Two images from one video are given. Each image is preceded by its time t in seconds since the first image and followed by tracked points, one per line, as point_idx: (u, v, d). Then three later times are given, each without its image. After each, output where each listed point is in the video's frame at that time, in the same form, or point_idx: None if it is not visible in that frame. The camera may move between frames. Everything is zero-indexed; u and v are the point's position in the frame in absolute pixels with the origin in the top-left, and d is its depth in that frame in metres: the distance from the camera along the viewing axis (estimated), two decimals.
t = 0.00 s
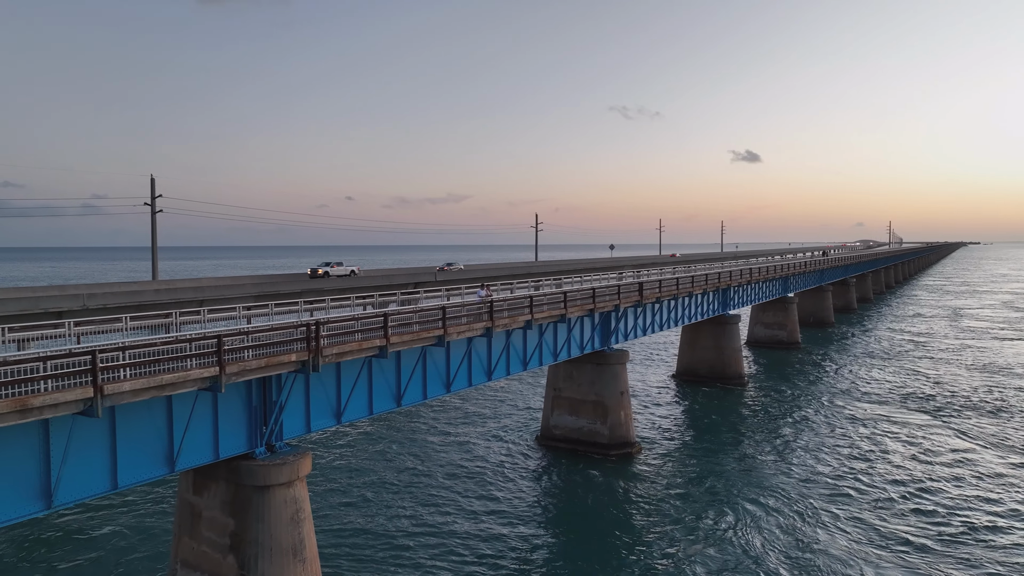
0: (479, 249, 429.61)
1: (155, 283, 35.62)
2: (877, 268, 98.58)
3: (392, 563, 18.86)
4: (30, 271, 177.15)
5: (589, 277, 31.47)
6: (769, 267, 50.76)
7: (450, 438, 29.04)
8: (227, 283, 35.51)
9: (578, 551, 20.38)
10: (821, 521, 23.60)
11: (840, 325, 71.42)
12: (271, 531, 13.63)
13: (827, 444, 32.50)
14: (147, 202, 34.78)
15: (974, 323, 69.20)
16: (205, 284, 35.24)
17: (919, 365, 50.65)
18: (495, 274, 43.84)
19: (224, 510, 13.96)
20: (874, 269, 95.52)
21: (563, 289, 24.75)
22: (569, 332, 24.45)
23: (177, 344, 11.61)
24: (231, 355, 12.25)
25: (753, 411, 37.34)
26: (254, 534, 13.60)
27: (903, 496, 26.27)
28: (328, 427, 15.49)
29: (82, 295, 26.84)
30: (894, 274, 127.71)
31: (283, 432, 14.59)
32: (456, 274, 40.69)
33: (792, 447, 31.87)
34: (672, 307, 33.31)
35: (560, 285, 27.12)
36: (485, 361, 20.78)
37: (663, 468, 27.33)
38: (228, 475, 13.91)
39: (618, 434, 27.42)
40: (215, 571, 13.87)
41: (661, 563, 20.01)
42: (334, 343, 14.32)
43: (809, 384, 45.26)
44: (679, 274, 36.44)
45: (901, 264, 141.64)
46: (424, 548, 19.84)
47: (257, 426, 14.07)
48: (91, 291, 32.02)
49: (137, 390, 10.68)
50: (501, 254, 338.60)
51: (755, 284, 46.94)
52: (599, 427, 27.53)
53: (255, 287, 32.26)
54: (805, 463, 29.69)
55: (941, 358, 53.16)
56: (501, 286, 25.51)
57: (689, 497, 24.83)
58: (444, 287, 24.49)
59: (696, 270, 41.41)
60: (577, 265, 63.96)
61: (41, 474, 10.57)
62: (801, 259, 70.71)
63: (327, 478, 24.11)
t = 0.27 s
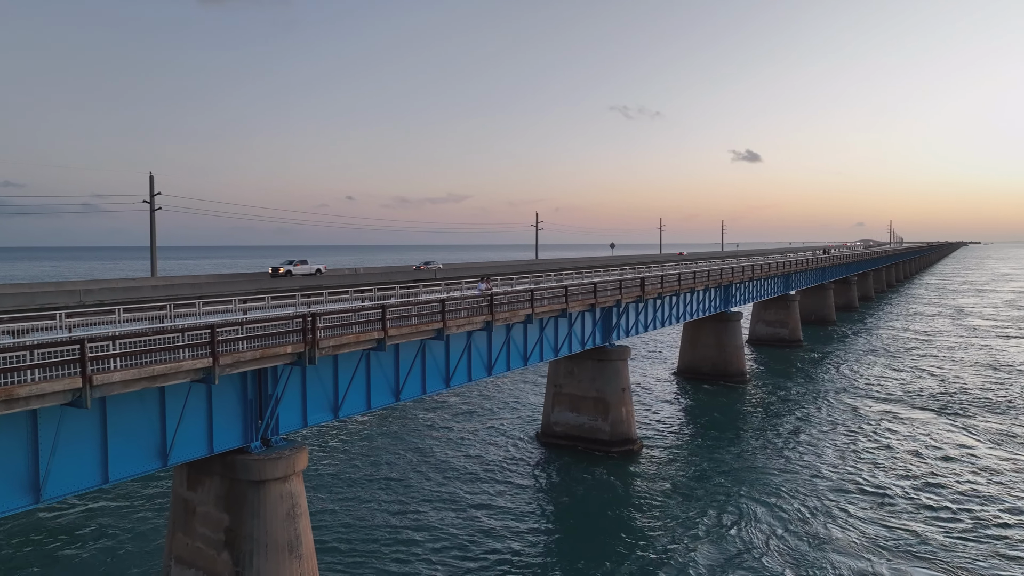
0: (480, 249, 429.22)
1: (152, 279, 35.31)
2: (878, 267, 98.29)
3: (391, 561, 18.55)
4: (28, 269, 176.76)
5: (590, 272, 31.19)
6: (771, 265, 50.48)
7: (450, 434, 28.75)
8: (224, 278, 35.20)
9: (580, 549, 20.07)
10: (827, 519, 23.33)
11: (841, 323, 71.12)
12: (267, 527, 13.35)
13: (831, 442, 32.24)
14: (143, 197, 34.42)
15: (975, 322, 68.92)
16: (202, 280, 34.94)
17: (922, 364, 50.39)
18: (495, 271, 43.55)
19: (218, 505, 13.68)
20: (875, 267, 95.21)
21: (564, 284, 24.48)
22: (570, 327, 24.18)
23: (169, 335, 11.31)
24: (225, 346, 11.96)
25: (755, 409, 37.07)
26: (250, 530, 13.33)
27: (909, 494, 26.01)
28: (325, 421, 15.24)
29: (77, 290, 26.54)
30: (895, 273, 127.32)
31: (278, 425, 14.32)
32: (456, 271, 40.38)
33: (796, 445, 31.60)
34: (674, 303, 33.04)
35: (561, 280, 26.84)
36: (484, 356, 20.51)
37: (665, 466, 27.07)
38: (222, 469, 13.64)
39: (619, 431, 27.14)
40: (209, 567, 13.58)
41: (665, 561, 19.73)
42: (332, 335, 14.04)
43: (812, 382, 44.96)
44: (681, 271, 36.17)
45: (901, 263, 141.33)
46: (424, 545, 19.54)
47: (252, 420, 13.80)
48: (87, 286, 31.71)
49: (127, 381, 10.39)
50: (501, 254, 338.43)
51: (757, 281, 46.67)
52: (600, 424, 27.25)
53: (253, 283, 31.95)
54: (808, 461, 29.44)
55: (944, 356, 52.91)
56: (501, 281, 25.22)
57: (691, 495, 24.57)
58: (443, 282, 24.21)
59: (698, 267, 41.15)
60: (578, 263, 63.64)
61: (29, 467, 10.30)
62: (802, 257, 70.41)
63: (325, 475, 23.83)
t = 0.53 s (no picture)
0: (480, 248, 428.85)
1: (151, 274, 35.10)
2: (880, 266, 98.04)
3: (390, 557, 18.30)
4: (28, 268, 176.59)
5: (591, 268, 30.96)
6: (773, 262, 50.24)
7: (450, 430, 28.52)
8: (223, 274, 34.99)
9: (582, 547, 19.82)
10: (831, 516, 23.10)
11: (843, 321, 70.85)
12: (262, 521, 13.10)
13: (834, 440, 32.02)
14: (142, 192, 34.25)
15: (978, 321, 68.65)
16: (201, 275, 34.72)
17: (925, 362, 50.15)
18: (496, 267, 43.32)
19: (213, 499, 13.45)
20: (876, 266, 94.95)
21: (564, 278, 24.24)
22: (571, 322, 23.94)
23: (162, 324, 11.06)
24: (219, 337, 11.71)
25: (757, 406, 36.83)
26: (245, 524, 13.08)
27: (914, 492, 25.79)
28: (323, 414, 15.02)
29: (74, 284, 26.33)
30: (897, 273, 127.39)
31: (274, 418, 14.09)
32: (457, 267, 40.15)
33: (799, 442, 31.36)
34: (675, 299, 32.81)
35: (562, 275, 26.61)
36: (484, 350, 20.26)
37: (667, 463, 26.84)
38: (217, 463, 13.39)
39: (620, 427, 26.90)
40: (204, 563, 13.33)
41: (668, 558, 19.49)
42: (328, 326, 13.80)
43: (814, 379, 44.71)
44: (683, 266, 35.94)
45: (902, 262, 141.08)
46: (423, 541, 19.30)
47: (247, 412, 13.57)
48: (86, 281, 31.51)
49: (117, 371, 10.14)
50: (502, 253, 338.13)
51: (759, 278, 46.45)
52: (601, 420, 27.01)
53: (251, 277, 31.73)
54: (812, 458, 29.21)
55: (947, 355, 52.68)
56: (502, 275, 25.00)
57: (694, 492, 24.34)
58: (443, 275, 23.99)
59: (700, 263, 40.92)
60: (578, 260, 63.37)
61: (17, 459, 10.04)
62: (804, 255, 70.14)
63: (323, 470, 23.62)
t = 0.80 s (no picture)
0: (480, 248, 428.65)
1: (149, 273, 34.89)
2: (881, 265, 97.81)
3: (389, 558, 18.06)
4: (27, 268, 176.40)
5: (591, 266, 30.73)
6: (774, 261, 50.00)
7: (449, 430, 28.27)
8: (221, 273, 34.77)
9: (584, 547, 19.56)
10: (836, 517, 22.85)
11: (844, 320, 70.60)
12: (257, 522, 12.87)
13: (837, 439, 31.77)
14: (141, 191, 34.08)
15: (980, 320, 68.36)
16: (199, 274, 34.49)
17: (928, 361, 49.89)
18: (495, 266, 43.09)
19: (208, 499, 13.22)
20: (877, 265, 94.71)
21: (564, 276, 23.99)
22: (571, 320, 23.72)
23: (153, 321, 10.81)
24: (213, 334, 11.46)
25: (760, 406, 36.57)
26: (239, 525, 12.85)
27: (919, 492, 25.54)
28: (319, 413, 14.80)
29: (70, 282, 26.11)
30: (898, 272, 127.13)
31: (269, 417, 13.86)
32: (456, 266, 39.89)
33: (802, 442, 31.11)
34: (676, 298, 32.57)
35: (562, 273, 26.37)
36: (483, 348, 20.02)
37: (669, 463, 26.58)
38: (211, 462, 13.17)
39: (621, 426, 26.67)
40: (199, 564, 13.10)
41: (672, 559, 19.22)
42: (325, 323, 13.55)
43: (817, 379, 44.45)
44: (683, 265, 35.73)
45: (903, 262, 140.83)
46: (423, 542, 19.06)
47: (242, 411, 13.34)
48: (83, 280, 31.31)
49: (107, 368, 9.89)
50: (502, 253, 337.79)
51: (760, 276, 46.21)
52: (601, 420, 26.77)
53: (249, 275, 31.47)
54: (816, 458, 28.95)
55: (950, 354, 52.41)
56: (501, 273, 24.78)
57: (698, 492, 24.06)
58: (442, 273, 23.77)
59: (701, 262, 40.71)
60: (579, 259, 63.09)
61: (5, 459, 9.80)
62: (805, 254, 69.91)
63: (321, 470, 23.40)
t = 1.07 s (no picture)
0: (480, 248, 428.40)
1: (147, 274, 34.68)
2: (882, 265, 97.58)
3: (387, 563, 17.80)
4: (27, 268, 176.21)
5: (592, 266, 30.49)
6: (775, 261, 49.77)
7: (448, 432, 28.05)
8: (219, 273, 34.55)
9: (586, 552, 19.26)
10: (843, 520, 22.55)
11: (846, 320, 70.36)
12: (251, 529, 12.61)
13: (841, 441, 31.51)
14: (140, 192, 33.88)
15: (982, 320, 68.11)
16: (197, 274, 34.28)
17: (931, 362, 49.60)
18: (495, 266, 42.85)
19: (202, 505, 12.97)
20: (879, 265, 94.50)
21: (565, 276, 23.75)
22: (571, 321, 23.46)
23: (144, 323, 10.57)
24: (206, 337, 11.21)
25: (763, 407, 36.30)
26: (233, 531, 12.59)
27: (925, 494, 25.24)
28: (316, 416, 14.55)
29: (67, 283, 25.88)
30: (899, 272, 126.87)
31: (265, 421, 13.61)
32: (456, 266, 39.67)
33: (806, 444, 30.81)
34: (678, 298, 32.34)
35: (563, 274, 26.14)
36: (483, 350, 19.77)
37: (672, 465, 26.28)
38: (205, 467, 12.91)
39: (622, 428, 26.41)
40: (192, 571, 12.84)
41: (677, 564, 18.91)
42: (321, 326, 13.30)
43: (819, 380, 44.18)
44: (685, 265, 35.48)
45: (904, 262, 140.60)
46: (422, 547, 18.81)
47: (237, 415, 13.09)
48: (80, 280, 31.11)
49: (96, 372, 9.64)
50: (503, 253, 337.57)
51: (761, 277, 45.98)
52: (602, 422, 26.51)
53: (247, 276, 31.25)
54: (821, 460, 28.64)
55: (953, 355, 52.15)
56: (501, 273, 24.53)
57: (702, 496, 23.76)
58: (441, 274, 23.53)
59: (702, 262, 40.46)
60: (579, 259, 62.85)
61: None
62: (807, 254, 69.69)
63: (319, 473, 23.17)
